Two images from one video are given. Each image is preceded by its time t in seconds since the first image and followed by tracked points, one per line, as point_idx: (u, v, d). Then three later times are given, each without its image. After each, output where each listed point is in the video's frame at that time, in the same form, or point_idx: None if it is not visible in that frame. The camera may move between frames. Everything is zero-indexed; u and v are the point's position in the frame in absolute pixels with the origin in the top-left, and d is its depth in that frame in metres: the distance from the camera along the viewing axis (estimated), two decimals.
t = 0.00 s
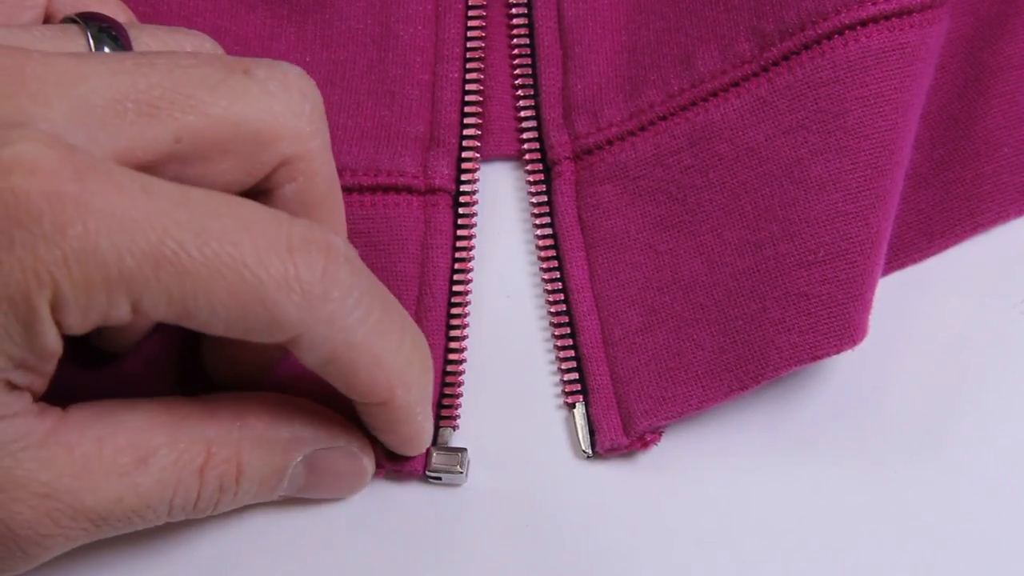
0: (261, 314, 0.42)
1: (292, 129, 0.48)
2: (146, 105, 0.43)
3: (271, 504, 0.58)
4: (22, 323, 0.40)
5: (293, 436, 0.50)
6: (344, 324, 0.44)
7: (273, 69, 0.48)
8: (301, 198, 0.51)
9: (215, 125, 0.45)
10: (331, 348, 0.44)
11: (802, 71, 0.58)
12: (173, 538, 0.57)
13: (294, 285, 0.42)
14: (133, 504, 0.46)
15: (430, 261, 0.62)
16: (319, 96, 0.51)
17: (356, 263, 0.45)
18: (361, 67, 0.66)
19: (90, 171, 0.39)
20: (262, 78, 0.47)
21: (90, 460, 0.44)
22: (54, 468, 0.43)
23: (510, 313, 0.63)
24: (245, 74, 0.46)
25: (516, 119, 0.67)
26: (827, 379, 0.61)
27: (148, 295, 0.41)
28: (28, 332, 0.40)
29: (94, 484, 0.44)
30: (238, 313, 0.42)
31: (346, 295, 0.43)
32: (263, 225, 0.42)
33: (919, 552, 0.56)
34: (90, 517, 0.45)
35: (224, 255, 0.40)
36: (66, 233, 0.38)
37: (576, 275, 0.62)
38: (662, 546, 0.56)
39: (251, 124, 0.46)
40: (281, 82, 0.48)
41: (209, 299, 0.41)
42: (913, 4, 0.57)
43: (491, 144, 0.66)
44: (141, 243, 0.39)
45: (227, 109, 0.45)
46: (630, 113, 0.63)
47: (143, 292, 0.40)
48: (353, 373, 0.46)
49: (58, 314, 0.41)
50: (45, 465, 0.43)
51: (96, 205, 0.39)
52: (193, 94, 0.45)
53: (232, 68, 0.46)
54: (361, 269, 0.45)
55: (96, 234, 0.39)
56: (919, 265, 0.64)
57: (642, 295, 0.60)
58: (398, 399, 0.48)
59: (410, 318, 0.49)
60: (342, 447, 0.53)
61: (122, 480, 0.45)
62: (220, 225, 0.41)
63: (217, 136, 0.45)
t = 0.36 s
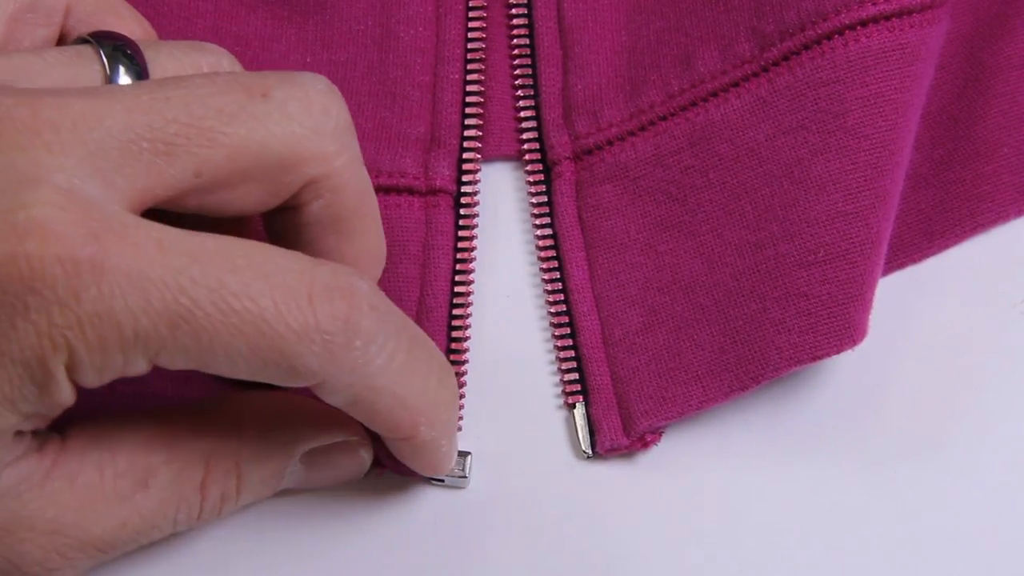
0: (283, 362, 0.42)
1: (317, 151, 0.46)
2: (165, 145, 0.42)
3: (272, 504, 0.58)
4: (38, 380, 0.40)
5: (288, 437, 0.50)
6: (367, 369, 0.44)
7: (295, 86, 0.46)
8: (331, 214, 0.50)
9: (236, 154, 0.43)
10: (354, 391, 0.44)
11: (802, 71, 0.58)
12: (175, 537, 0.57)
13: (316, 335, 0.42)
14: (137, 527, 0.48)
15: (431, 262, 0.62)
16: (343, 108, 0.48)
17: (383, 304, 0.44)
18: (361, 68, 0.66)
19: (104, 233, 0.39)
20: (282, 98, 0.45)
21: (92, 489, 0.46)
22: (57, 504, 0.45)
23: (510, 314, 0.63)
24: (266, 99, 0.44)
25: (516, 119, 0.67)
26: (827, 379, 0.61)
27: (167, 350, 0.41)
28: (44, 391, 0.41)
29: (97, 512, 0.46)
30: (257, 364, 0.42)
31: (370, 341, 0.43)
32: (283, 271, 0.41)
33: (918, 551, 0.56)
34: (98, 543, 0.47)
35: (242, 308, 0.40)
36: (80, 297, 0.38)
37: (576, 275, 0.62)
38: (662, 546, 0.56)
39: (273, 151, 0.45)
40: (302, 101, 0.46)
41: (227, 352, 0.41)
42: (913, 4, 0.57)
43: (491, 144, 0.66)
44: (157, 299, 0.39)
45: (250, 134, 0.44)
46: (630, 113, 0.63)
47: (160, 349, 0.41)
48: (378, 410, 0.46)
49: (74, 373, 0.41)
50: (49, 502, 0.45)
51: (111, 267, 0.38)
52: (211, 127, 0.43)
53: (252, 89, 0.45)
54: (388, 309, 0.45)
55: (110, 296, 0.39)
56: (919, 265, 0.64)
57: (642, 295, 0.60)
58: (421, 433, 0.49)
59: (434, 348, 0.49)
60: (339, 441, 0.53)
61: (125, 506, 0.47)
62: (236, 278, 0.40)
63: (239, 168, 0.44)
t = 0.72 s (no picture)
0: (286, 363, 0.42)
1: (319, 154, 0.46)
2: (167, 146, 0.42)
3: (271, 503, 0.58)
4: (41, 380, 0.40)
5: (292, 442, 0.51)
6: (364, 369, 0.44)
7: (299, 90, 0.46)
8: (332, 216, 0.50)
9: (239, 157, 0.43)
10: (352, 395, 0.45)
11: (802, 71, 0.58)
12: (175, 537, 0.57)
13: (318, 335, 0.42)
14: (144, 531, 0.47)
15: (431, 262, 0.62)
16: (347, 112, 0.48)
17: (384, 309, 0.45)
18: (361, 68, 0.66)
19: (107, 231, 0.39)
20: (285, 102, 0.45)
21: (99, 491, 0.45)
22: (64, 506, 0.44)
23: (510, 314, 0.63)
24: (270, 102, 0.44)
25: (516, 119, 0.67)
26: (828, 380, 0.61)
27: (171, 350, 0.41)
28: (46, 391, 0.40)
29: (104, 515, 0.45)
30: (260, 365, 0.42)
31: (372, 344, 0.44)
32: (287, 271, 0.42)
33: (918, 552, 0.56)
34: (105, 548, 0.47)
35: (244, 309, 0.40)
36: (83, 296, 0.38)
37: (576, 275, 0.62)
38: (662, 546, 0.56)
39: (276, 155, 0.44)
40: (305, 106, 0.46)
41: (230, 352, 0.41)
42: (913, 5, 0.57)
43: (491, 144, 0.66)
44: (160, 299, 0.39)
45: (253, 137, 0.43)
46: (630, 113, 0.63)
47: (165, 349, 0.41)
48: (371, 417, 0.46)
49: (77, 371, 0.41)
50: (56, 504, 0.44)
51: (115, 264, 0.38)
52: (214, 128, 0.43)
53: (256, 93, 0.44)
54: (388, 315, 0.45)
55: (113, 295, 0.39)
56: (919, 265, 0.64)
57: (642, 295, 0.60)
58: (412, 437, 0.49)
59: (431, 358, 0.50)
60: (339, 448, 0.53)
61: (131, 508, 0.46)
62: (239, 278, 0.40)
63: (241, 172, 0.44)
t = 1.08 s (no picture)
0: (280, 365, 0.42)
1: (319, 155, 0.46)
2: (171, 139, 0.42)
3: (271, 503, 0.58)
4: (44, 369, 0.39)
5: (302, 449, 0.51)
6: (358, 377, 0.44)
7: (301, 91, 0.46)
8: (330, 217, 0.50)
9: (241, 154, 0.43)
10: (342, 402, 0.45)
11: (802, 71, 0.58)
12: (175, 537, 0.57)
13: (311, 340, 0.42)
14: (150, 531, 0.47)
15: (431, 262, 0.62)
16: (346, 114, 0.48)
17: (377, 318, 0.45)
18: (362, 68, 0.66)
19: (119, 222, 0.38)
20: (288, 102, 0.45)
21: (106, 488, 0.45)
22: (71, 501, 0.44)
23: (511, 314, 0.63)
24: (273, 101, 0.45)
25: (516, 119, 0.67)
26: (828, 380, 0.61)
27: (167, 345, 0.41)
28: (46, 381, 0.40)
29: (113, 514, 0.45)
30: (256, 365, 0.42)
31: (364, 352, 0.44)
32: (283, 275, 0.42)
33: (918, 553, 0.56)
34: (109, 547, 0.46)
35: (245, 308, 0.40)
36: (91, 283, 0.38)
37: (576, 275, 0.62)
38: (662, 546, 0.56)
39: (277, 154, 0.44)
40: (307, 106, 0.46)
41: (226, 351, 0.41)
42: (913, 5, 0.57)
43: (491, 144, 0.66)
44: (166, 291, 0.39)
45: (256, 135, 0.44)
46: (630, 113, 0.63)
47: (165, 342, 0.40)
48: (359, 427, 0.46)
49: (78, 361, 0.40)
50: (63, 499, 0.44)
51: (125, 257, 0.38)
52: (217, 124, 0.43)
53: (259, 91, 0.45)
54: (382, 325, 0.45)
55: (120, 285, 0.38)
56: (919, 266, 0.64)
57: (642, 295, 0.60)
58: (400, 447, 0.49)
59: (423, 366, 0.50)
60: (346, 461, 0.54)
61: (139, 509, 0.46)
62: (246, 276, 0.41)
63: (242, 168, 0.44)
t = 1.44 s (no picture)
0: (213, 393, 0.41)
1: (273, 170, 0.44)
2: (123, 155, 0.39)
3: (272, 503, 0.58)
4: None
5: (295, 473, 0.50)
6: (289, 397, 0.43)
7: (256, 101, 0.43)
8: (283, 232, 0.48)
9: (190, 169, 0.41)
10: (281, 424, 0.43)
11: (802, 71, 0.58)
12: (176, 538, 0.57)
13: (247, 362, 0.41)
14: (133, 544, 0.47)
15: (431, 262, 0.61)
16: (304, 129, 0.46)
17: (297, 331, 0.43)
18: (361, 68, 0.66)
19: (65, 244, 0.36)
20: (239, 111, 0.43)
21: (92, 503, 0.45)
22: (53, 517, 0.44)
23: (510, 315, 0.63)
24: (226, 113, 0.42)
25: (516, 119, 0.67)
26: (827, 380, 0.61)
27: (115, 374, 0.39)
28: None
29: (98, 528, 0.45)
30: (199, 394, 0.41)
31: (295, 370, 0.43)
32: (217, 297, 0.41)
33: (918, 551, 0.56)
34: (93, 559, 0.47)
35: (188, 335, 0.39)
36: (38, 311, 0.36)
37: (576, 275, 0.62)
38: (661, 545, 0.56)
39: (227, 168, 0.42)
40: (262, 119, 0.43)
41: (166, 380, 0.40)
42: (912, 4, 0.57)
43: (491, 144, 0.66)
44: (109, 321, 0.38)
45: (204, 151, 0.41)
46: (629, 113, 0.63)
47: (107, 370, 0.39)
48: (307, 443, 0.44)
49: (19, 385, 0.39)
50: (45, 514, 0.44)
51: (72, 281, 0.36)
52: (168, 137, 0.40)
53: (211, 100, 0.42)
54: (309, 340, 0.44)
55: (69, 313, 0.37)
56: (919, 265, 0.64)
57: (641, 295, 0.60)
58: (359, 451, 0.46)
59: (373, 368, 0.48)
60: (345, 477, 0.53)
61: (123, 523, 0.46)
62: (188, 303, 0.39)
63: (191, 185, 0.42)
